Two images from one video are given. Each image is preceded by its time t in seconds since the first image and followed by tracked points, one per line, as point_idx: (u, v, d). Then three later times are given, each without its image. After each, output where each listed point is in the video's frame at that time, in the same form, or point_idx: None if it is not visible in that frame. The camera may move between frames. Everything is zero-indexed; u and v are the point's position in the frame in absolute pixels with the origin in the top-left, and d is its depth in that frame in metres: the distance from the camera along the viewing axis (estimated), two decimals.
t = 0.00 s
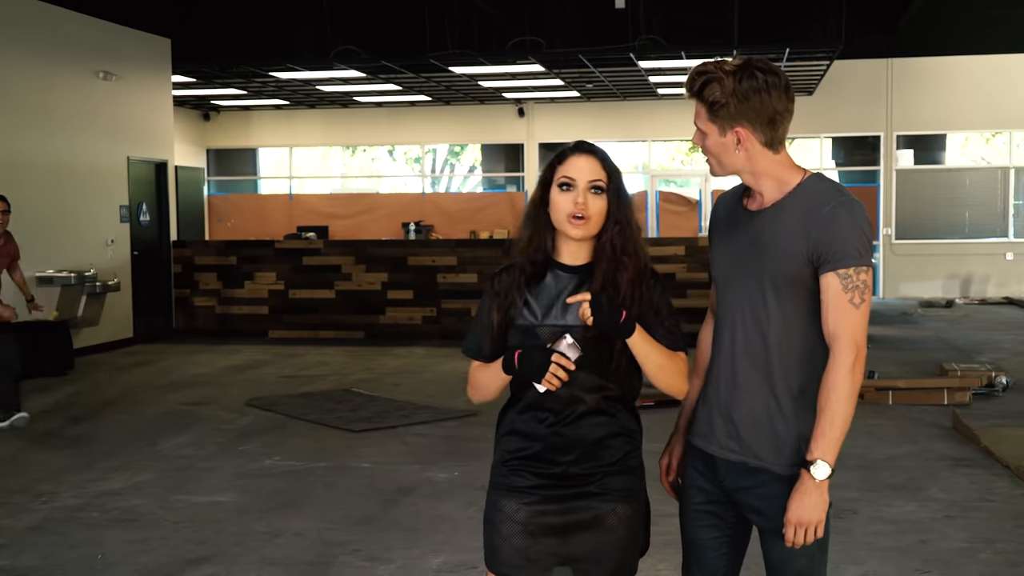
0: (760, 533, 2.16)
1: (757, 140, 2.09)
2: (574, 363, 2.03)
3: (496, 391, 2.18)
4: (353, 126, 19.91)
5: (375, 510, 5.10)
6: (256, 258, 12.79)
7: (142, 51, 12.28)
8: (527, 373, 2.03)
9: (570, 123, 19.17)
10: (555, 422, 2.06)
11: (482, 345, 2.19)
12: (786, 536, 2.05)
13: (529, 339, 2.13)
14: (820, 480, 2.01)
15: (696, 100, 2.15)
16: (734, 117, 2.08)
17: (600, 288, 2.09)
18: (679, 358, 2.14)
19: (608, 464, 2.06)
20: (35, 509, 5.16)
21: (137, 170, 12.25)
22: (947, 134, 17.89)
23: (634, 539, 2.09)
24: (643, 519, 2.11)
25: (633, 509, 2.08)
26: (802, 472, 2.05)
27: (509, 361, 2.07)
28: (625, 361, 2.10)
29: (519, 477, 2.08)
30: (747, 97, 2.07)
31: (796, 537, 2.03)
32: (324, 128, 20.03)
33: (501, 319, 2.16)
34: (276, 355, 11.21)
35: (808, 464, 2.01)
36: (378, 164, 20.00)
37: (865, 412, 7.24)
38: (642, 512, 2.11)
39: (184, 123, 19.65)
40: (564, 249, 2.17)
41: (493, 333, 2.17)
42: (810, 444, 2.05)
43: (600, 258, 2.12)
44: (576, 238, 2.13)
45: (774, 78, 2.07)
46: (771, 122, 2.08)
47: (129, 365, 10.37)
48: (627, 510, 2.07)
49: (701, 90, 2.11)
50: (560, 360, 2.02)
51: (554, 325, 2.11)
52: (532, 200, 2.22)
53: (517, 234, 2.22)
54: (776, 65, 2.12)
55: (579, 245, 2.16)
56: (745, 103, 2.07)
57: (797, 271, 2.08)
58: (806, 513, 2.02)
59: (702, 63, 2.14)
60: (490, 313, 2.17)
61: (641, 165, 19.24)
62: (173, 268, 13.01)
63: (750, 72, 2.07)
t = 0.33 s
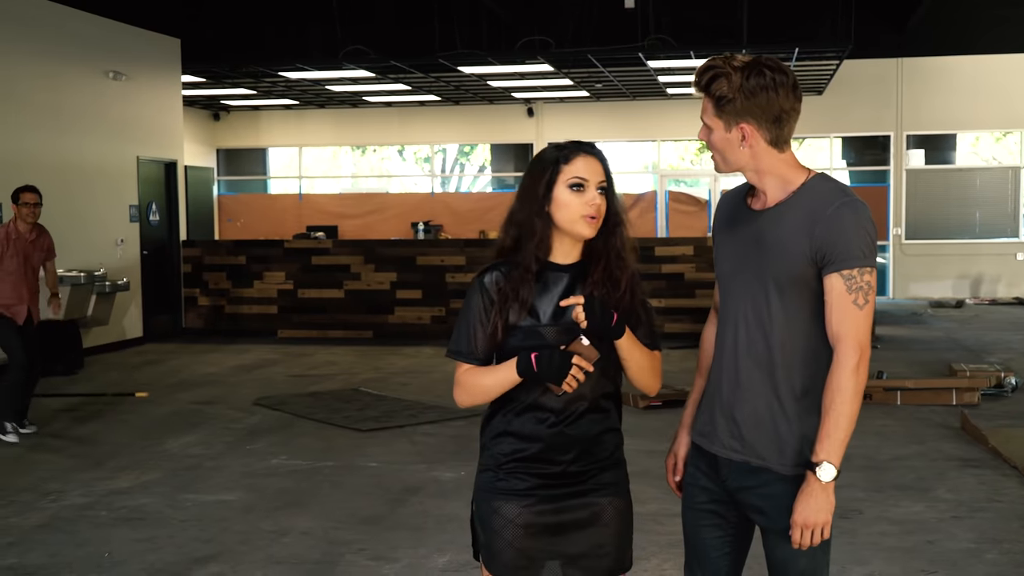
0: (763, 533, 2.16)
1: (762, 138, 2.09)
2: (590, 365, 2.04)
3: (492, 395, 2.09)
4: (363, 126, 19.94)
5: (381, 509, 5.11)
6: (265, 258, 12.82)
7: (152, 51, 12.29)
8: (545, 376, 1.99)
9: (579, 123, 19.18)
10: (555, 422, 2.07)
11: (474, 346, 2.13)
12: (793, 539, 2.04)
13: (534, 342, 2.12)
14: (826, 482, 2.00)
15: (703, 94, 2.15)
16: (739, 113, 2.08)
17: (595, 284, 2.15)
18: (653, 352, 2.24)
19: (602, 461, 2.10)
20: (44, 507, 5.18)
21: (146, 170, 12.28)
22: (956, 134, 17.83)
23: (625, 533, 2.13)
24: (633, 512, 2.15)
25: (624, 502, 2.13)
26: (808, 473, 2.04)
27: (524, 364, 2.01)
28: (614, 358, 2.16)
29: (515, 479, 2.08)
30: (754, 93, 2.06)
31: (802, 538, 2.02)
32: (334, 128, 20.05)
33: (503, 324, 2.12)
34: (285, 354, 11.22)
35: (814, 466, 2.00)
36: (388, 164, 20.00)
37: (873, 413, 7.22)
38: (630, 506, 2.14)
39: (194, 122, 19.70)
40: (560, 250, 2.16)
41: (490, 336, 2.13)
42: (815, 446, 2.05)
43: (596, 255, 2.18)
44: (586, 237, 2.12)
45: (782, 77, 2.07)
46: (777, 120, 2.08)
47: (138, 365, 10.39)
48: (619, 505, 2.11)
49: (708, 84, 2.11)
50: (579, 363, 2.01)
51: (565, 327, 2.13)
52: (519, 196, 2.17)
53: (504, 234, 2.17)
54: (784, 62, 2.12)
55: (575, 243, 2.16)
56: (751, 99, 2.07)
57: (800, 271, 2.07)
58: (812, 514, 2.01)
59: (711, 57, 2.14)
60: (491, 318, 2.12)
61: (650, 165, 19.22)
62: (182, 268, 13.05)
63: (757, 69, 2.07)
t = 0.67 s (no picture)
0: (768, 534, 2.16)
1: (768, 135, 2.09)
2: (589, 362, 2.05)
3: (484, 394, 2.07)
4: (374, 126, 19.96)
5: (390, 508, 5.12)
6: (276, 257, 12.84)
7: (164, 50, 12.32)
8: (546, 375, 1.99)
9: (589, 123, 19.19)
10: (541, 423, 2.08)
11: (464, 344, 2.11)
12: (795, 538, 2.04)
13: (525, 343, 2.11)
14: (828, 482, 1.99)
15: (711, 88, 2.15)
16: (747, 109, 2.08)
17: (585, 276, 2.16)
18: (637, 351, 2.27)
19: (583, 459, 2.12)
20: (53, 506, 5.20)
21: (158, 170, 12.32)
22: (968, 133, 17.78)
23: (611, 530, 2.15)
24: (615, 510, 2.17)
25: (606, 501, 2.15)
26: (810, 473, 2.04)
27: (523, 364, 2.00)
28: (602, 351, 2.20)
29: (505, 480, 2.07)
30: (761, 91, 2.06)
31: (804, 537, 2.02)
32: (345, 127, 20.07)
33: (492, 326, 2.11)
34: (296, 353, 11.25)
35: (816, 465, 2.00)
36: (399, 164, 20.09)
37: (883, 412, 7.21)
38: (613, 506, 2.17)
39: (206, 122, 19.76)
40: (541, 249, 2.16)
41: (480, 336, 2.11)
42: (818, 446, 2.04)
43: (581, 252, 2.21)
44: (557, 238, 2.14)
45: (790, 75, 2.07)
46: (784, 118, 2.08)
47: (149, 364, 10.43)
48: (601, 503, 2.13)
49: (717, 79, 2.11)
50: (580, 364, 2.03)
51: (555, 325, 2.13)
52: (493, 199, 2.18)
53: (482, 236, 2.16)
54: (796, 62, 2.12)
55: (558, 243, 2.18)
56: (759, 96, 2.07)
57: (804, 270, 2.07)
58: (814, 514, 2.01)
59: (721, 54, 2.14)
60: (483, 317, 2.10)
61: (661, 164, 19.19)
62: (193, 268, 13.08)
63: (767, 66, 2.07)
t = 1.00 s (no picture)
0: (772, 534, 2.17)
1: (773, 134, 2.10)
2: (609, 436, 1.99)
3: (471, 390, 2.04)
4: (383, 126, 19.99)
5: (398, 508, 5.13)
6: (285, 257, 12.86)
7: (173, 50, 12.36)
8: (496, 373, 1.97)
9: (598, 123, 19.21)
10: (517, 425, 1.97)
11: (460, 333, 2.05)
12: (798, 538, 2.04)
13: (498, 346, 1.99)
14: (832, 482, 2.00)
15: (718, 87, 2.15)
16: (752, 108, 2.09)
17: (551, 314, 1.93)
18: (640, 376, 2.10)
19: (570, 467, 1.97)
20: (62, 505, 5.22)
21: (168, 171, 12.36)
22: (977, 133, 17.74)
23: (610, 538, 2.02)
24: (615, 516, 2.02)
25: (605, 506, 2.01)
26: (814, 472, 2.04)
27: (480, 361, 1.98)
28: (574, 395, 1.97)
29: (486, 473, 2.00)
30: (768, 90, 2.07)
31: (807, 538, 2.03)
32: (354, 127, 20.10)
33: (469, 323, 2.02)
34: (304, 353, 11.28)
35: (819, 465, 2.00)
36: (408, 164, 20.08)
37: (891, 413, 7.21)
38: (616, 511, 2.03)
39: (215, 123, 19.82)
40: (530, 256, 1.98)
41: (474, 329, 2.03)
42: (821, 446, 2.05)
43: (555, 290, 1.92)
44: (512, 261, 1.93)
45: (797, 75, 2.07)
46: (790, 118, 2.09)
47: (159, 364, 10.46)
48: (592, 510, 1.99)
49: (724, 77, 2.11)
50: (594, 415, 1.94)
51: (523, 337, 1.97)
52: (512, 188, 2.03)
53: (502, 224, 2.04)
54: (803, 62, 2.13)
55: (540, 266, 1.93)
56: (765, 95, 2.08)
57: (807, 270, 2.07)
58: (818, 514, 2.01)
59: (728, 52, 2.15)
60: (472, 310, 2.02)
61: (670, 165, 19.18)
62: (203, 268, 13.12)
63: (773, 65, 2.08)
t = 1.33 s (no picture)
0: (774, 531, 2.17)
1: (777, 131, 2.10)
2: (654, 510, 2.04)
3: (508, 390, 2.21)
4: (383, 126, 19.98)
5: (398, 506, 5.14)
6: (284, 256, 12.85)
7: (174, 50, 12.38)
8: (504, 375, 2.14)
9: (597, 123, 19.21)
10: (544, 423, 2.09)
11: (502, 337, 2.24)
12: (801, 536, 2.05)
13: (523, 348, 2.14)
14: (834, 480, 2.01)
15: (723, 85, 2.15)
16: (757, 105, 2.09)
17: (549, 307, 2.08)
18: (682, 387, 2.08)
19: (597, 468, 2.06)
20: (63, 504, 5.22)
21: (168, 170, 12.37)
22: (977, 133, 17.74)
23: (636, 541, 2.08)
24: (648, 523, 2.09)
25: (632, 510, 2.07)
26: (817, 471, 2.05)
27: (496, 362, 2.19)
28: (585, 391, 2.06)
29: (520, 471, 2.12)
30: (773, 86, 2.07)
31: (810, 535, 2.03)
32: (355, 127, 20.10)
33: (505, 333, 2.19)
34: (304, 353, 11.28)
35: (822, 463, 2.01)
36: (408, 164, 20.08)
37: (891, 412, 7.22)
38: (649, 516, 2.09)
39: (215, 122, 19.82)
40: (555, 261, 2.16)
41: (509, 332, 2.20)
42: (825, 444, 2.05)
43: (553, 284, 2.09)
44: (521, 260, 2.14)
45: (804, 73, 2.08)
46: (794, 115, 2.09)
47: (159, 363, 10.46)
48: (625, 514, 2.05)
49: (730, 74, 2.11)
50: (635, 503, 2.03)
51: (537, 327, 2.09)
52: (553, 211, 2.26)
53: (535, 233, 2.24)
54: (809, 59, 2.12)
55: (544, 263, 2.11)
56: (771, 91, 2.07)
57: (810, 268, 2.07)
58: (820, 512, 2.02)
59: (734, 49, 2.15)
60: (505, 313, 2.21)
61: (670, 164, 19.16)
62: (203, 268, 13.13)
63: (779, 62, 2.08)
